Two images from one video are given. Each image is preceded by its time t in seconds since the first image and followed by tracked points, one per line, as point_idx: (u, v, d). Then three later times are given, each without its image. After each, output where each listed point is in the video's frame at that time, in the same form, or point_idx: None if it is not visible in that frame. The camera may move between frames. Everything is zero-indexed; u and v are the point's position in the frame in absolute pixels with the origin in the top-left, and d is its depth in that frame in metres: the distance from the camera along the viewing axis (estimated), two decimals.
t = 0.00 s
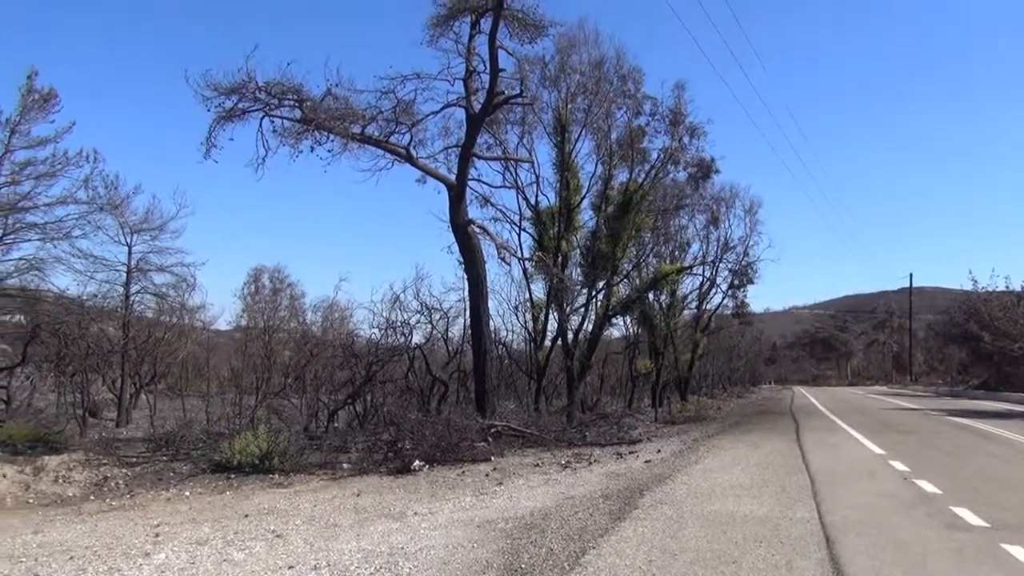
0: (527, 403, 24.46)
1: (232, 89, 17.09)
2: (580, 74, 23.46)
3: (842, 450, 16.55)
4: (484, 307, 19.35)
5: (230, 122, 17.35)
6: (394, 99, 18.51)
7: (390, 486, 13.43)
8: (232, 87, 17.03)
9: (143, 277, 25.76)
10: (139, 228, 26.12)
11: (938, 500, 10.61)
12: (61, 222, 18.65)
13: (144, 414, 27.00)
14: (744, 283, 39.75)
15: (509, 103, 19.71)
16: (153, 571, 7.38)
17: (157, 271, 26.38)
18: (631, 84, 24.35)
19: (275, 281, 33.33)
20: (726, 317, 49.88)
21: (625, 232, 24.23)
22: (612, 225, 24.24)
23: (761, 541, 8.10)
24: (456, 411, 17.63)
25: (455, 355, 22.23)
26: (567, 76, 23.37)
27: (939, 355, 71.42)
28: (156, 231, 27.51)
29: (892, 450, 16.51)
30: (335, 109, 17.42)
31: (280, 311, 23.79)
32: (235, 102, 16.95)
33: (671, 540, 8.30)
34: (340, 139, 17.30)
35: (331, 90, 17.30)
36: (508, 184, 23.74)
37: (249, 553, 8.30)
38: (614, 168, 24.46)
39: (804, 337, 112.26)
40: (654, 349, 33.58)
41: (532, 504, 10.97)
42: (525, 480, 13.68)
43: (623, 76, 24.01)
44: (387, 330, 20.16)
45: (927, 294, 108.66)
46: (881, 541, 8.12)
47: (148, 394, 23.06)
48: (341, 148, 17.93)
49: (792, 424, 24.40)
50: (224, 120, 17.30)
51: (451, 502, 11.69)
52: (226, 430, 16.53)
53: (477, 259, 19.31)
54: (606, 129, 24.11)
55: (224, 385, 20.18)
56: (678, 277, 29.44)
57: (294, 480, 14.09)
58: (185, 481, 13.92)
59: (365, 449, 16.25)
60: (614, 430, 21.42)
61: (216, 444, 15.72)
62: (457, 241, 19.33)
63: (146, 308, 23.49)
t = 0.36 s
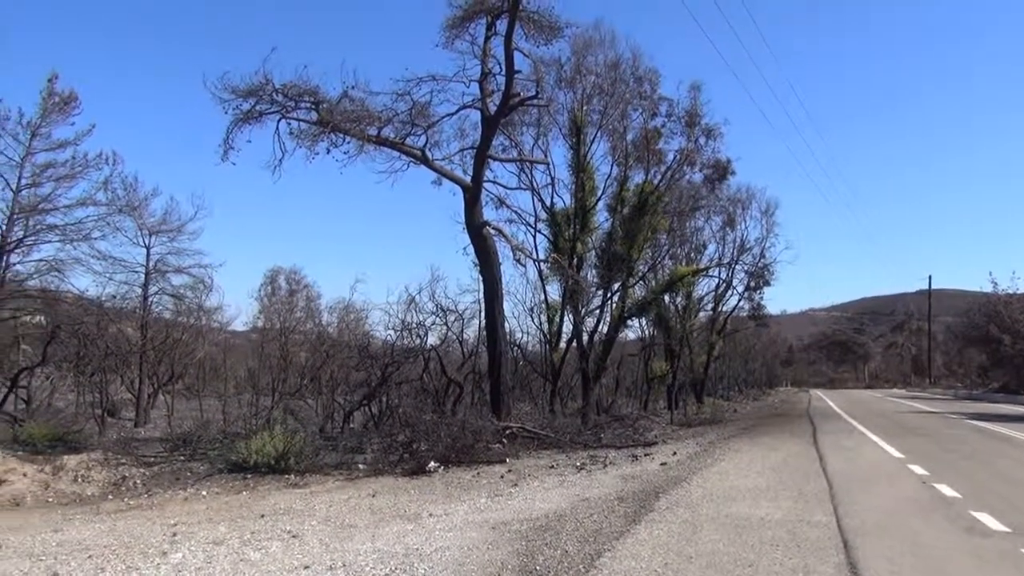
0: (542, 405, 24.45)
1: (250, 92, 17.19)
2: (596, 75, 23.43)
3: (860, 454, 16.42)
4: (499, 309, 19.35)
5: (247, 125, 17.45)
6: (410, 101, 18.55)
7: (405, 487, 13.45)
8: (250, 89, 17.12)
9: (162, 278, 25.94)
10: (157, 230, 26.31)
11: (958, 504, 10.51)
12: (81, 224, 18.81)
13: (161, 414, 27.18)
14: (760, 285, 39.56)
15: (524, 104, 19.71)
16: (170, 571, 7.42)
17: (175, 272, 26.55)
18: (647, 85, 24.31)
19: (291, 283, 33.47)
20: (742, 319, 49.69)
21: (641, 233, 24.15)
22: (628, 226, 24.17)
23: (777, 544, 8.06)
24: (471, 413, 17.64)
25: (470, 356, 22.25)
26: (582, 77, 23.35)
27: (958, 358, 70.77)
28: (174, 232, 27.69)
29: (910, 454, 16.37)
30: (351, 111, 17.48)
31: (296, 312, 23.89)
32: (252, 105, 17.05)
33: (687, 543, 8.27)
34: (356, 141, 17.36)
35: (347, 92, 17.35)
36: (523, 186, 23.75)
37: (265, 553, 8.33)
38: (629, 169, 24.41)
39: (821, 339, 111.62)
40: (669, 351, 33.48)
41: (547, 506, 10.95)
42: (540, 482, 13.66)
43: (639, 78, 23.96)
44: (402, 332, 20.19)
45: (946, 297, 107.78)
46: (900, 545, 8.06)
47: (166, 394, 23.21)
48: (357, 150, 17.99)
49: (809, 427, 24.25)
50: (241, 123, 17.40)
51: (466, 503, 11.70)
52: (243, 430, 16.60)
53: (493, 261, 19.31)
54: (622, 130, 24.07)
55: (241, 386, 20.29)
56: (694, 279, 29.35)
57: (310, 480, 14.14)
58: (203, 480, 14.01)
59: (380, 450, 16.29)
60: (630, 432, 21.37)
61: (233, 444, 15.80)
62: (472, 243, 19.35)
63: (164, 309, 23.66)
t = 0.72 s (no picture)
0: (556, 406, 24.43)
1: (266, 94, 17.28)
2: (610, 76, 23.40)
3: (878, 456, 16.30)
4: (514, 310, 19.34)
5: (264, 127, 17.53)
6: (425, 102, 18.59)
7: (420, 488, 13.48)
8: (266, 92, 17.21)
9: (179, 279, 26.09)
10: (175, 231, 26.47)
11: (978, 507, 10.41)
12: (100, 226, 18.94)
13: (178, 415, 27.34)
14: (776, 286, 39.37)
15: (539, 105, 19.71)
16: (187, 570, 7.46)
17: (192, 274, 26.71)
18: (662, 86, 24.25)
19: (307, 284, 33.60)
20: (758, 320, 49.49)
21: (656, 234, 24.10)
22: (643, 227, 24.12)
23: (794, 547, 8.01)
24: (485, 414, 17.64)
25: (485, 357, 22.26)
26: (597, 77, 23.32)
27: (978, 360, 70.13)
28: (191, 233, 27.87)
29: (929, 456, 16.24)
30: (367, 113, 17.53)
31: (312, 313, 23.97)
32: (269, 107, 17.13)
33: (703, 545, 8.24)
34: (371, 143, 17.42)
35: (363, 94, 17.41)
36: (538, 187, 23.75)
37: (281, 553, 8.36)
38: (644, 170, 24.37)
39: (838, 340, 110.96)
40: (685, 352, 33.38)
41: (562, 507, 10.94)
42: (555, 483, 13.65)
43: (654, 78, 23.91)
44: (417, 333, 20.22)
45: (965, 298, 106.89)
46: (919, 548, 7.99)
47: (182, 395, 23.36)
48: (373, 151, 18.05)
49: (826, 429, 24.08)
50: (258, 125, 17.50)
51: (481, 504, 11.70)
52: (260, 430, 16.68)
53: (508, 262, 19.32)
54: (637, 131, 24.03)
55: (257, 387, 20.41)
56: (710, 280, 29.26)
57: (326, 481, 14.18)
58: (220, 480, 14.08)
59: (396, 451, 16.33)
60: (645, 434, 21.32)
61: (249, 444, 15.88)
62: (487, 244, 19.37)
63: (181, 309, 23.81)
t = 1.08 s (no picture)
0: (572, 406, 24.41)
1: (282, 96, 17.35)
2: (625, 75, 23.35)
3: (897, 455, 16.20)
4: (529, 310, 19.35)
5: (280, 129, 17.62)
6: (440, 103, 18.62)
7: (436, 487, 13.51)
8: (282, 94, 17.28)
9: (196, 281, 26.25)
10: (191, 233, 26.63)
11: (999, 508, 10.32)
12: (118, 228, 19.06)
13: (196, 415, 27.51)
14: (793, 285, 39.18)
15: (554, 105, 19.69)
16: (206, 569, 7.50)
17: (209, 275, 26.87)
18: (677, 84, 24.18)
19: (322, 285, 33.71)
20: (775, 319, 49.26)
21: (671, 233, 24.03)
22: (658, 226, 24.06)
23: (813, 547, 7.98)
24: (501, 414, 17.65)
25: (500, 357, 22.27)
26: (611, 77, 23.28)
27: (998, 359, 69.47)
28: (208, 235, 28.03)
29: (949, 456, 16.12)
30: (382, 114, 17.58)
31: (328, 314, 24.05)
32: (284, 109, 17.20)
33: (720, 545, 8.22)
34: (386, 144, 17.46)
35: (378, 95, 17.46)
36: (552, 187, 23.74)
37: (299, 552, 8.40)
38: (659, 169, 24.33)
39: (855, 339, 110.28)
40: (701, 352, 33.27)
41: (578, 507, 10.94)
42: (570, 483, 13.62)
43: (668, 77, 23.85)
44: (433, 333, 20.26)
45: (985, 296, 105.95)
46: (940, 549, 7.94)
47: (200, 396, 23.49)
48: (388, 152, 18.09)
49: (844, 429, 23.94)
50: (274, 127, 17.58)
51: (497, 504, 11.72)
52: (277, 430, 16.77)
53: (523, 262, 19.32)
54: (651, 130, 23.99)
55: (274, 388, 20.51)
56: (725, 279, 29.16)
57: (342, 481, 14.24)
58: (238, 480, 14.15)
59: (412, 450, 16.38)
60: (661, 433, 21.28)
61: (267, 444, 15.96)
62: (502, 244, 19.38)
63: (199, 311, 23.96)
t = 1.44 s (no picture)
0: (588, 405, 24.36)
1: (299, 95, 17.41)
2: (642, 73, 23.28)
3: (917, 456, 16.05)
4: (545, 308, 19.32)
5: (297, 128, 17.69)
6: (456, 102, 18.63)
7: (453, 486, 13.52)
8: (299, 93, 17.35)
9: (214, 279, 26.41)
10: (210, 231, 26.80)
11: (1021, 509, 10.21)
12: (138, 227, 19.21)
13: (214, 412, 27.67)
14: (811, 284, 38.95)
15: (570, 103, 19.64)
16: (225, 565, 7.53)
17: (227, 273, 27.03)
18: (694, 83, 24.08)
19: (339, 283, 33.81)
20: (792, 318, 49.00)
21: (688, 232, 23.92)
22: (675, 224, 23.96)
23: (832, 548, 7.92)
24: (517, 412, 17.64)
25: (516, 356, 22.26)
26: (628, 75, 23.22)
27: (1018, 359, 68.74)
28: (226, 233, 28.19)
29: (970, 457, 15.95)
30: (398, 112, 17.61)
31: (345, 312, 24.13)
32: (302, 108, 17.27)
33: (738, 545, 8.17)
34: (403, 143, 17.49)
35: (395, 94, 17.49)
36: (569, 185, 23.70)
37: (316, 549, 8.43)
38: (676, 168, 24.25)
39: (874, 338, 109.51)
40: (718, 351, 33.13)
41: (595, 506, 10.93)
42: (587, 482, 13.59)
43: (685, 75, 23.75)
44: (449, 331, 20.27)
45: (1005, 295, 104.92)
46: (961, 551, 7.86)
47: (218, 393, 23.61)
48: (404, 151, 18.12)
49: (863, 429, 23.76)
50: (291, 126, 17.65)
51: (514, 502, 11.71)
52: (295, 428, 16.86)
53: (539, 260, 19.29)
54: (668, 129, 23.90)
55: (291, 386, 20.58)
56: (742, 278, 29.03)
57: (359, 478, 14.28)
58: (256, 477, 14.21)
59: (428, 449, 16.40)
60: (678, 433, 21.21)
61: (284, 441, 16.03)
62: (518, 243, 19.37)
63: (217, 309, 24.11)
